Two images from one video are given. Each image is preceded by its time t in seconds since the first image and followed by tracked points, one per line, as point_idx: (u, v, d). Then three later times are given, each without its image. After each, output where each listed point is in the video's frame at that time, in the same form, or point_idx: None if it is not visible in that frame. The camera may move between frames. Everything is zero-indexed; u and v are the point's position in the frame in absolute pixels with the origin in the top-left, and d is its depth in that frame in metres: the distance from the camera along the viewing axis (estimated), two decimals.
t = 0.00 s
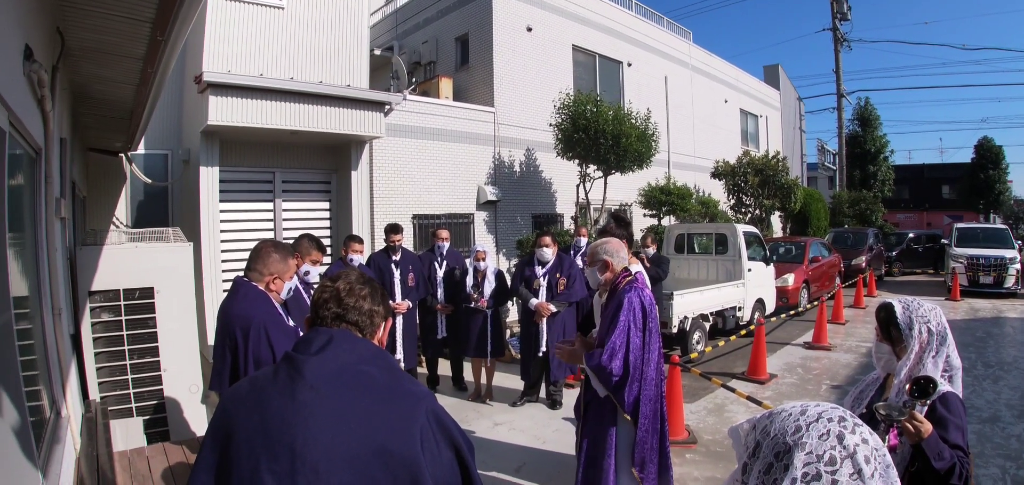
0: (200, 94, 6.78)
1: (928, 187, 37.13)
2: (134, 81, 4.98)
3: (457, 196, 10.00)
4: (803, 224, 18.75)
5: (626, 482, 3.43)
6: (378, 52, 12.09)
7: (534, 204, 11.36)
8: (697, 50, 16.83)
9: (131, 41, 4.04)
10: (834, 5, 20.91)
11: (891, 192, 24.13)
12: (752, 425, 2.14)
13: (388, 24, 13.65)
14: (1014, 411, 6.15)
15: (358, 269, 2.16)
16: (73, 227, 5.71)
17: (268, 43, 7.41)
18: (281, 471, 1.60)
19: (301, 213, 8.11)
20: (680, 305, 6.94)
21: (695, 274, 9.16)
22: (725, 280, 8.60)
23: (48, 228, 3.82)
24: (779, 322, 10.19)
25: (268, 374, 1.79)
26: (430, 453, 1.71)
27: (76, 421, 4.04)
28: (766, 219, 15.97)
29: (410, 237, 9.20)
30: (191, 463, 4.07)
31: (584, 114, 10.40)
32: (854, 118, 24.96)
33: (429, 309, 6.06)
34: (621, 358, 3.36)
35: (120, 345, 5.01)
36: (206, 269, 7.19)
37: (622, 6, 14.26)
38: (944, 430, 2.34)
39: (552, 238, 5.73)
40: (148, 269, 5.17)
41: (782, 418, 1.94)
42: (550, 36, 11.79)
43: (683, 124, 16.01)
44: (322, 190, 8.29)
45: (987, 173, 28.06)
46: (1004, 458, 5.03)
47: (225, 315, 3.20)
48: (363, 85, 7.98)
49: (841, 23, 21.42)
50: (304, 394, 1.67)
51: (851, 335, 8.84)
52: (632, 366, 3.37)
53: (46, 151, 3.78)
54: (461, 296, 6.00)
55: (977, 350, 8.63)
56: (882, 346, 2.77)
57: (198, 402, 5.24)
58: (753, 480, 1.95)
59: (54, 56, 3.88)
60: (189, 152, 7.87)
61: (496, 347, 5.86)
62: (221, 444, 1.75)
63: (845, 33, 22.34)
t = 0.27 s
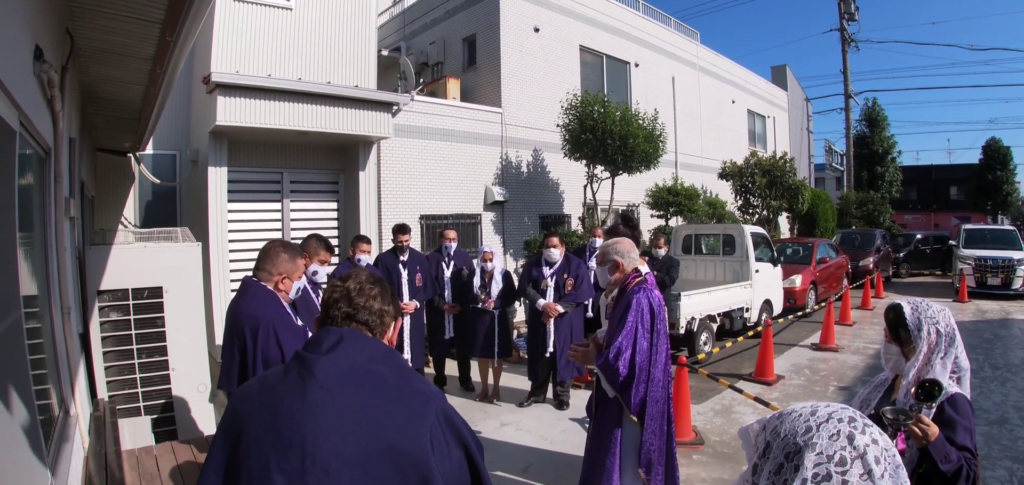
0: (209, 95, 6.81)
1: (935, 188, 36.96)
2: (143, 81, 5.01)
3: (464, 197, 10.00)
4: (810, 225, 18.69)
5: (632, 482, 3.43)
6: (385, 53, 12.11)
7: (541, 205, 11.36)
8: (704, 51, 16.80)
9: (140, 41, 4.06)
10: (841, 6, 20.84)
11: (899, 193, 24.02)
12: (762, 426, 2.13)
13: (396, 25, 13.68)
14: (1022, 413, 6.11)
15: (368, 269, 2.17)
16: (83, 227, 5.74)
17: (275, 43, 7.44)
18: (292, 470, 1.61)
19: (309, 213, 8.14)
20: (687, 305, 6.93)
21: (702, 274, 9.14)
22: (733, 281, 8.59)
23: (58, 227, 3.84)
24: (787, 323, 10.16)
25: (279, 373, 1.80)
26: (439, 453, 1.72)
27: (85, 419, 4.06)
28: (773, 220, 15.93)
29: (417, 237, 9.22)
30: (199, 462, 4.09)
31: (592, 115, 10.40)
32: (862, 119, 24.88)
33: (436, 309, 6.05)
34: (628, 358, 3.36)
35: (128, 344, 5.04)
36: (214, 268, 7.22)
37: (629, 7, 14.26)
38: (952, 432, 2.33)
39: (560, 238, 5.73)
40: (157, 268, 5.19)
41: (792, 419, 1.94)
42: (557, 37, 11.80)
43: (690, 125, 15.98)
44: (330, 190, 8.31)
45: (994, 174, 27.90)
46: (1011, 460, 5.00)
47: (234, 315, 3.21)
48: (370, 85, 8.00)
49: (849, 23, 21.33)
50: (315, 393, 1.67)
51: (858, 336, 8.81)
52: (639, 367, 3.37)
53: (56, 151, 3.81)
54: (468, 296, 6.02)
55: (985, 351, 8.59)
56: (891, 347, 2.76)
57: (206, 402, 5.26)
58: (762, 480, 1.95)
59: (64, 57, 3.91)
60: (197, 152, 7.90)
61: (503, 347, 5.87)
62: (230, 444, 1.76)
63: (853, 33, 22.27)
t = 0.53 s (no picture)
0: (215, 94, 6.83)
1: (942, 187, 36.79)
2: (150, 81, 5.03)
3: (470, 196, 10.01)
4: (817, 225, 18.64)
5: (640, 482, 3.43)
6: (391, 52, 12.13)
7: (547, 204, 11.36)
8: (710, 50, 16.76)
9: (146, 41, 4.07)
10: (848, 5, 20.76)
11: (905, 193, 23.94)
12: (770, 426, 2.13)
13: (402, 24, 13.69)
14: None
15: (376, 268, 2.17)
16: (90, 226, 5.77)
17: (281, 43, 7.45)
18: (301, 468, 1.61)
19: (315, 213, 8.16)
20: (693, 305, 6.92)
21: (708, 274, 9.13)
22: (739, 281, 8.57)
23: (65, 226, 3.86)
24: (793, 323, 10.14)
25: (287, 372, 1.81)
26: (448, 451, 1.72)
27: (92, 417, 4.08)
28: (779, 219, 15.89)
29: (423, 236, 9.24)
30: (206, 460, 4.11)
31: (598, 114, 10.39)
32: (868, 118, 24.79)
33: (443, 308, 6.12)
34: (635, 358, 3.36)
35: (135, 342, 5.06)
36: (222, 267, 7.24)
37: (635, 6, 14.23)
38: (958, 432, 2.33)
39: (566, 238, 5.74)
40: (164, 267, 5.21)
41: (800, 419, 1.94)
42: (563, 36, 11.78)
43: (696, 124, 15.94)
44: (336, 190, 8.33)
45: (1001, 174, 27.77)
46: (1018, 461, 4.98)
47: (242, 314, 3.23)
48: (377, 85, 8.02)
49: (855, 22, 21.25)
50: (324, 392, 1.68)
51: (865, 336, 8.79)
52: (645, 367, 3.37)
53: (64, 150, 3.82)
54: (474, 296, 6.03)
55: (991, 352, 8.55)
56: (898, 347, 2.75)
57: (213, 400, 5.28)
58: (770, 480, 1.95)
59: (71, 57, 3.92)
60: (204, 152, 7.93)
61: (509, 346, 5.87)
62: (239, 441, 1.77)
63: (859, 33, 22.20)
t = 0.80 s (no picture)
0: (223, 96, 6.86)
1: (949, 189, 36.61)
2: (158, 83, 5.06)
3: (476, 198, 10.03)
4: (823, 227, 18.58)
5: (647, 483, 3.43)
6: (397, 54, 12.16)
7: (553, 206, 11.37)
8: (716, 51, 16.75)
9: (154, 44, 4.10)
10: (854, 6, 20.72)
11: (912, 194, 23.85)
12: (778, 426, 2.12)
13: (408, 26, 13.73)
14: None
15: (384, 269, 2.18)
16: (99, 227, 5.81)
17: (288, 45, 7.49)
18: (310, 468, 1.62)
19: (322, 214, 8.18)
20: (699, 307, 6.92)
21: (714, 276, 9.12)
22: (745, 283, 8.56)
23: (73, 227, 3.89)
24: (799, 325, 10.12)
25: (297, 373, 1.82)
26: (457, 451, 1.73)
27: (100, 417, 4.11)
28: (785, 221, 15.85)
29: (430, 238, 9.26)
30: (213, 461, 4.13)
31: (604, 116, 10.40)
32: (875, 119, 24.72)
33: (449, 310, 6.11)
34: (641, 360, 3.37)
35: (143, 343, 5.09)
36: (229, 269, 7.27)
37: (641, 8, 14.24)
38: (963, 434, 2.32)
39: (572, 240, 5.75)
40: (172, 268, 5.24)
41: (808, 420, 1.94)
42: (569, 38, 11.80)
43: (702, 126, 15.92)
44: (343, 191, 8.36)
45: (1008, 175, 27.63)
46: None
47: (250, 315, 3.24)
48: (383, 87, 8.05)
49: (861, 23, 21.21)
50: (333, 392, 1.69)
51: (871, 338, 8.77)
52: (652, 368, 3.37)
53: (73, 152, 3.85)
54: (480, 297, 6.04)
55: (998, 354, 8.52)
56: (905, 348, 2.75)
57: (220, 400, 5.30)
58: (778, 480, 1.94)
59: (80, 59, 3.96)
60: (211, 153, 7.97)
61: (515, 348, 5.88)
62: (249, 441, 1.78)
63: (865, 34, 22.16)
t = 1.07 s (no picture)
0: (229, 96, 6.88)
1: (956, 189, 36.44)
2: (165, 83, 5.08)
3: (482, 198, 10.03)
4: (830, 228, 18.53)
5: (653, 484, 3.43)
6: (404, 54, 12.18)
7: (559, 206, 11.36)
8: (722, 51, 16.71)
9: (161, 44, 4.11)
10: (860, 5, 20.65)
11: (919, 195, 23.74)
12: (784, 425, 2.12)
13: (414, 27, 13.75)
14: None
15: (392, 268, 2.18)
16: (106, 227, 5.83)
17: (294, 46, 7.51)
18: (318, 467, 1.62)
19: (328, 214, 8.21)
20: (705, 307, 6.91)
21: (721, 276, 9.10)
22: (751, 283, 8.54)
23: (80, 226, 3.90)
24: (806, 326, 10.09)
25: (305, 372, 1.82)
26: (464, 450, 1.73)
27: (106, 415, 4.13)
28: (792, 222, 15.80)
29: (436, 238, 9.27)
30: (219, 459, 4.14)
31: (610, 116, 10.39)
32: (881, 120, 24.62)
33: (455, 309, 6.18)
34: (648, 361, 3.36)
35: (150, 342, 5.11)
36: (236, 268, 7.30)
37: (647, 8, 14.22)
38: (971, 434, 2.30)
39: (578, 240, 5.75)
40: (178, 268, 5.26)
41: (815, 418, 1.93)
42: (575, 38, 11.80)
43: (708, 126, 15.89)
44: (349, 191, 8.38)
45: (1016, 176, 27.47)
46: None
47: (257, 314, 3.25)
48: (389, 87, 8.06)
49: (868, 23, 21.12)
50: (341, 391, 1.69)
51: (878, 339, 8.73)
52: (659, 369, 3.37)
53: (80, 152, 3.87)
54: (486, 297, 6.05)
55: (1005, 355, 8.47)
56: (913, 349, 2.74)
57: (226, 399, 5.32)
58: (784, 478, 1.94)
59: (87, 59, 3.97)
60: (218, 153, 8.00)
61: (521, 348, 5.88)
62: (258, 440, 1.78)
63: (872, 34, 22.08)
